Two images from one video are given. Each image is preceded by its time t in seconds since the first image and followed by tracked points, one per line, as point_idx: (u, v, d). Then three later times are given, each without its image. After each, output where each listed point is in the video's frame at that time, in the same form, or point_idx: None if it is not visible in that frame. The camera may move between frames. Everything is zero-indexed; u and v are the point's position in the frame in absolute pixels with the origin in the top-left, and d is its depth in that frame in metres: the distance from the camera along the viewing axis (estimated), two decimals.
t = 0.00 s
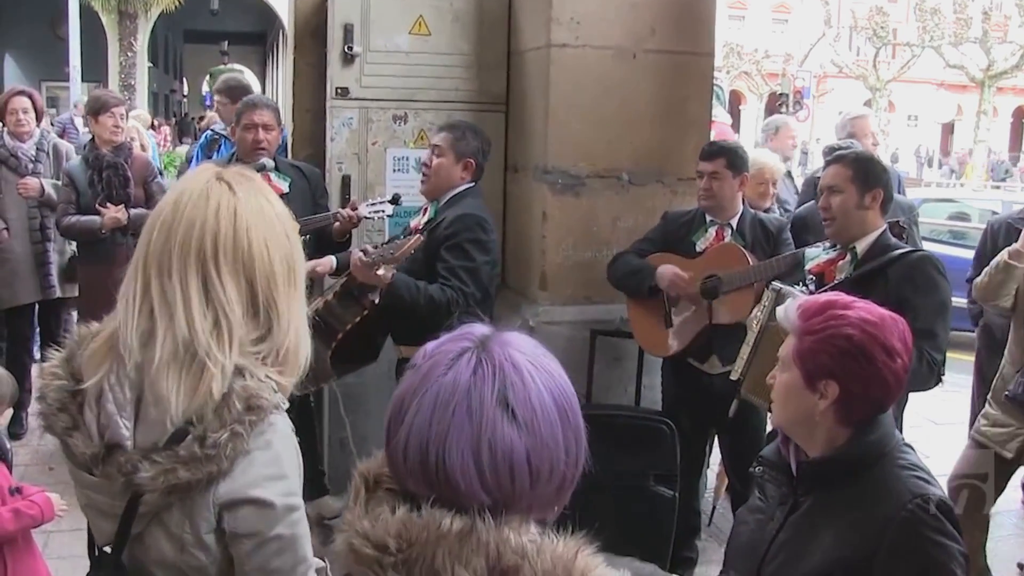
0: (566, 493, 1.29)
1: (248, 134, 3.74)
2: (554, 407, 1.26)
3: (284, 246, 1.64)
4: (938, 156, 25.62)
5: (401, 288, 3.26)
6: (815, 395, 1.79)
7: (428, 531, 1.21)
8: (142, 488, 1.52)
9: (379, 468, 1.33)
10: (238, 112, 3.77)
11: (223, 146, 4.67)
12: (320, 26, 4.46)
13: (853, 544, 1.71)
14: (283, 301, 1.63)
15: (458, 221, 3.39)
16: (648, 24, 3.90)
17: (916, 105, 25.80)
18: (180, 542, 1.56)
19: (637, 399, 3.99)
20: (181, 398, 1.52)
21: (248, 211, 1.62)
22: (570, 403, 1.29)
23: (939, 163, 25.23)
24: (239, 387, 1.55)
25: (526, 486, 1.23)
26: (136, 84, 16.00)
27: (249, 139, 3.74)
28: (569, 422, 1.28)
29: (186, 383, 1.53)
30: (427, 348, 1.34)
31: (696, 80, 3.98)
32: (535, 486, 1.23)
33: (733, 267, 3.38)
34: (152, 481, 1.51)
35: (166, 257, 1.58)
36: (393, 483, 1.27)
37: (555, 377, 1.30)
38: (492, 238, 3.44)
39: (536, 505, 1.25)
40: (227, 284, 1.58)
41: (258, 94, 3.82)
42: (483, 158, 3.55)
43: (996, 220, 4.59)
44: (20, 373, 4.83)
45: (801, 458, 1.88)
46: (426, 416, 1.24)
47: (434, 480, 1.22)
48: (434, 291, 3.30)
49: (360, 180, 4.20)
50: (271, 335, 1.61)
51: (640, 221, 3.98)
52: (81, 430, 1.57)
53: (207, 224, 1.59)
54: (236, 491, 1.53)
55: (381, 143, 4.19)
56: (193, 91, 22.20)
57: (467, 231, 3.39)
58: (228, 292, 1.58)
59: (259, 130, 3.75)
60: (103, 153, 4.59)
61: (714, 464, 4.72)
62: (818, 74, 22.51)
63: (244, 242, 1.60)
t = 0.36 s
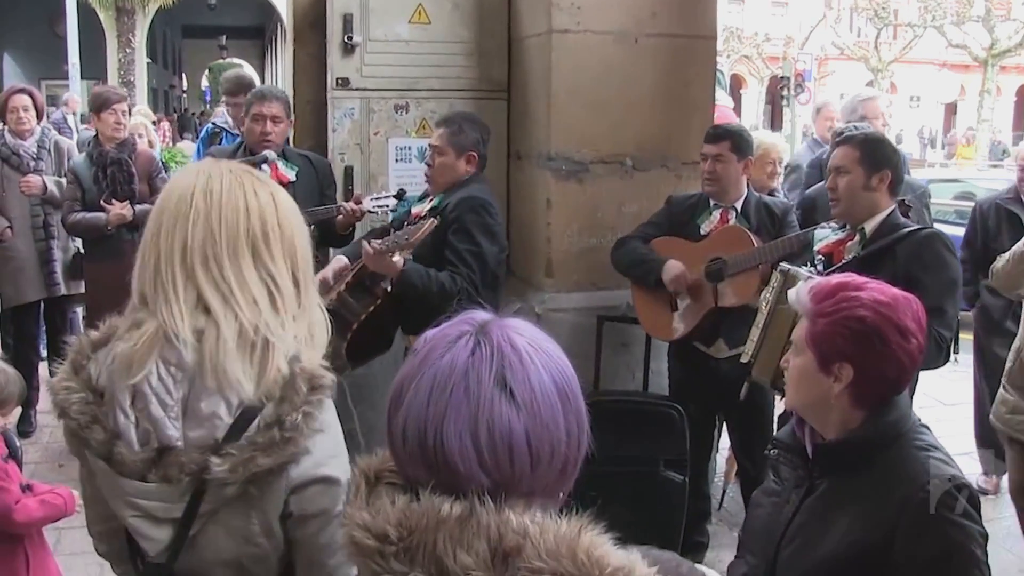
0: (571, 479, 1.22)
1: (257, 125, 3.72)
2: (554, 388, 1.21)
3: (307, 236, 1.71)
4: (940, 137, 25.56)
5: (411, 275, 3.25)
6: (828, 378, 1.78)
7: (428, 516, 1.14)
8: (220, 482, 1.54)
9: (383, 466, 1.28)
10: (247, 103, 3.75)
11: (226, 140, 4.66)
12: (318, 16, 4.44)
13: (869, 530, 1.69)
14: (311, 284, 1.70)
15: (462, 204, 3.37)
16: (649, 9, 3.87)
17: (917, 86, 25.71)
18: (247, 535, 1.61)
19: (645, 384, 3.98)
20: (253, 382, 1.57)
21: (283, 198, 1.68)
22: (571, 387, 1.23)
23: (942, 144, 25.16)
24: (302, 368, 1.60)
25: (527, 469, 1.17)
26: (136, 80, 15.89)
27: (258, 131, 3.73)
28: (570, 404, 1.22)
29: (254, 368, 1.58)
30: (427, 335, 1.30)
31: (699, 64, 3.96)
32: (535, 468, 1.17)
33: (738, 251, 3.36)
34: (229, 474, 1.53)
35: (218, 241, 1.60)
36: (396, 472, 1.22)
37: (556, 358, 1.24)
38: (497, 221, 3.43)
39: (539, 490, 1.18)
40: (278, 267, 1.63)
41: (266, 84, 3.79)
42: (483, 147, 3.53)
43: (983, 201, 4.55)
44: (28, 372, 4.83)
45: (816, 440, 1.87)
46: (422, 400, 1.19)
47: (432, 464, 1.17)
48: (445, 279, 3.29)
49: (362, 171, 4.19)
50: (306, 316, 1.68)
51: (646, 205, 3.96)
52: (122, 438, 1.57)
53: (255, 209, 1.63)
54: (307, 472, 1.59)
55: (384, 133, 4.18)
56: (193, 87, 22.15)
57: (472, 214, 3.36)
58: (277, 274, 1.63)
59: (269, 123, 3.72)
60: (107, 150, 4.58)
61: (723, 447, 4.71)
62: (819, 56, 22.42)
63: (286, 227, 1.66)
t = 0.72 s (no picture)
0: (592, 479, 1.20)
1: (272, 112, 3.73)
2: (569, 386, 1.19)
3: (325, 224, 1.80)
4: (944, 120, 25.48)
5: (421, 273, 3.23)
6: (841, 360, 1.78)
7: (453, 530, 1.12)
8: (271, 468, 1.60)
9: (389, 484, 1.27)
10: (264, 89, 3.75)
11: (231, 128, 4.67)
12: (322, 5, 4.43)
13: (884, 513, 1.69)
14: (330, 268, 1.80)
15: (476, 204, 3.36)
16: None
17: (921, 69, 25.63)
18: (286, 521, 1.68)
19: (653, 370, 3.99)
20: (302, 366, 1.64)
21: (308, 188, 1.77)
22: (586, 384, 1.22)
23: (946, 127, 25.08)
24: (341, 352, 1.69)
25: (546, 473, 1.15)
26: (138, 72, 15.84)
27: (273, 117, 3.74)
28: (587, 402, 1.20)
29: (298, 348, 1.66)
30: (429, 336, 1.28)
31: (703, 47, 3.95)
32: (555, 472, 1.15)
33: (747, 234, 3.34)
34: (280, 460, 1.59)
35: (261, 226, 1.67)
36: (408, 484, 1.21)
37: (568, 355, 1.22)
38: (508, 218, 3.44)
39: (560, 494, 1.16)
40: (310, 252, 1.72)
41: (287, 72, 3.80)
42: (489, 133, 3.49)
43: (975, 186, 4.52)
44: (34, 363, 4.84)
45: (830, 425, 1.87)
46: (431, 407, 1.17)
47: (448, 473, 1.15)
48: (452, 275, 3.30)
49: (368, 158, 4.20)
50: (330, 303, 1.76)
51: (651, 190, 3.96)
52: (157, 432, 1.61)
53: (289, 197, 1.71)
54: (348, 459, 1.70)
55: (388, 121, 4.18)
56: (196, 78, 22.11)
57: (486, 213, 3.37)
58: (308, 262, 1.72)
59: (284, 109, 3.73)
60: (109, 140, 4.57)
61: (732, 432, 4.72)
62: (823, 40, 22.35)
63: (313, 214, 1.74)
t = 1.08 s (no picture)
0: (633, 492, 1.20)
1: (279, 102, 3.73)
2: (617, 397, 1.19)
3: (339, 217, 1.77)
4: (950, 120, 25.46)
5: (420, 259, 3.23)
6: (844, 357, 1.78)
7: (511, 555, 1.08)
8: (250, 461, 1.58)
9: (413, 497, 1.23)
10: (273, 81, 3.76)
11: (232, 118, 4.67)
12: None
13: (888, 511, 1.68)
14: (341, 263, 1.76)
15: (482, 195, 3.36)
16: None
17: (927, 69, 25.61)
18: (272, 516, 1.66)
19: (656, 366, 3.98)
20: (292, 363, 1.61)
21: (319, 180, 1.75)
22: (630, 393, 1.22)
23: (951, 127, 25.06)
24: (333, 349, 1.65)
25: (597, 489, 1.14)
26: (144, 65, 15.79)
27: (281, 108, 3.73)
28: (633, 413, 1.20)
29: (289, 342, 1.63)
30: (457, 342, 1.26)
31: (707, 44, 3.95)
32: (604, 488, 1.14)
33: (752, 228, 3.35)
34: (260, 454, 1.57)
35: (259, 219, 1.67)
36: (439, 497, 1.18)
37: (612, 363, 1.22)
38: (513, 212, 3.43)
39: (607, 509, 1.15)
40: (312, 246, 1.70)
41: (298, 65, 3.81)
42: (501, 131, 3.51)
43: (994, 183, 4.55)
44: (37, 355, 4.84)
45: (831, 422, 1.86)
46: (475, 416, 1.15)
47: (494, 488, 1.13)
48: (451, 263, 3.29)
49: (373, 152, 4.17)
50: (338, 300, 1.75)
51: (655, 187, 3.96)
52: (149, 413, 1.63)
53: (292, 189, 1.70)
54: (339, 456, 1.68)
55: (393, 115, 4.17)
56: (202, 71, 22.09)
57: (491, 204, 3.36)
58: (316, 258, 1.70)
59: (292, 100, 3.72)
60: (110, 132, 4.57)
61: (734, 430, 4.71)
62: (829, 39, 22.32)
63: (319, 207, 1.72)
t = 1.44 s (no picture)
0: (643, 487, 1.22)
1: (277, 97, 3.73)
2: (634, 394, 1.20)
3: (332, 212, 1.73)
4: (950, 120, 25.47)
5: (423, 259, 3.24)
6: (842, 354, 1.78)
7: (517, 548, 1.11)
8: (190, 450, 1.56)
9: (425, 480, 1.26)
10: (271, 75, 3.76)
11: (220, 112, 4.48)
12: None
13: (886, 508, 1.69)
14: (332, 261, 1.71)
15: (484, 193, 3.37)
16: None
17: (927, 68, 25.62)
18: (221, 507, 1.62)
19: (654, 364, 3.99)
20: (251, 353, 1.58)
21: (308, 171, 1.72)
22: (647, 389, 1.23)
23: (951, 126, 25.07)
24: (294, 347, 1.60)
25: (609, 484, 1.17)
26: (145, 60, 15.76)
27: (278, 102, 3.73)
28: (649, 410, 1.22)
29: (253, 334, 1.60)
30: (482, 330, 1.27)
31: (708, 42, 3.95)
32: (617, 484, 1.17)
33: (754, 227, 3.38)
34: (201, 441, 1.55)
35: (236, 211, 1.66)
36: (455, 483, 1.21)
37: (631, 359, 1.23)
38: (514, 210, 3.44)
39: (617, 503, 1.18)
40: (289, 238, 1.66)
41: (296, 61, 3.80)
42: (504, 128, 3.52)
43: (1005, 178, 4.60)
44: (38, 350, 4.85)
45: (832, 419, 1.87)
46: (495, 408, 1.17)
47: (510, 481, 1.15)
48: (453, 262, 3.31)
49: (373, 148, 4.18)
50: (322, 296, 1.69)
51: (655, 184, 3.96)
52: (122, 393, 1.61)
53: (273, 179, 1.68)
54: (282, 453, 1.59)
55: (393, 112, 4.18)
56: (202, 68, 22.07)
57: (494, 203, 3.38)
58: (294, 251, 1.66)
59: (289, 94, 3.73)
60: (105, 127, 4.58)
61: (733, 427, 4.72)
62: (829, 37, 22.32)
63: (302, 199, 1.69)
